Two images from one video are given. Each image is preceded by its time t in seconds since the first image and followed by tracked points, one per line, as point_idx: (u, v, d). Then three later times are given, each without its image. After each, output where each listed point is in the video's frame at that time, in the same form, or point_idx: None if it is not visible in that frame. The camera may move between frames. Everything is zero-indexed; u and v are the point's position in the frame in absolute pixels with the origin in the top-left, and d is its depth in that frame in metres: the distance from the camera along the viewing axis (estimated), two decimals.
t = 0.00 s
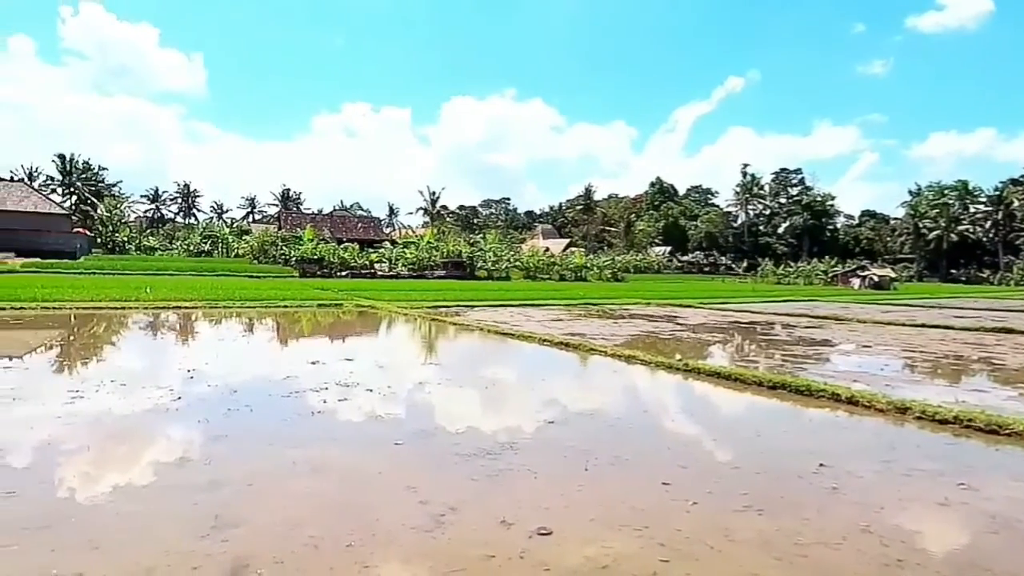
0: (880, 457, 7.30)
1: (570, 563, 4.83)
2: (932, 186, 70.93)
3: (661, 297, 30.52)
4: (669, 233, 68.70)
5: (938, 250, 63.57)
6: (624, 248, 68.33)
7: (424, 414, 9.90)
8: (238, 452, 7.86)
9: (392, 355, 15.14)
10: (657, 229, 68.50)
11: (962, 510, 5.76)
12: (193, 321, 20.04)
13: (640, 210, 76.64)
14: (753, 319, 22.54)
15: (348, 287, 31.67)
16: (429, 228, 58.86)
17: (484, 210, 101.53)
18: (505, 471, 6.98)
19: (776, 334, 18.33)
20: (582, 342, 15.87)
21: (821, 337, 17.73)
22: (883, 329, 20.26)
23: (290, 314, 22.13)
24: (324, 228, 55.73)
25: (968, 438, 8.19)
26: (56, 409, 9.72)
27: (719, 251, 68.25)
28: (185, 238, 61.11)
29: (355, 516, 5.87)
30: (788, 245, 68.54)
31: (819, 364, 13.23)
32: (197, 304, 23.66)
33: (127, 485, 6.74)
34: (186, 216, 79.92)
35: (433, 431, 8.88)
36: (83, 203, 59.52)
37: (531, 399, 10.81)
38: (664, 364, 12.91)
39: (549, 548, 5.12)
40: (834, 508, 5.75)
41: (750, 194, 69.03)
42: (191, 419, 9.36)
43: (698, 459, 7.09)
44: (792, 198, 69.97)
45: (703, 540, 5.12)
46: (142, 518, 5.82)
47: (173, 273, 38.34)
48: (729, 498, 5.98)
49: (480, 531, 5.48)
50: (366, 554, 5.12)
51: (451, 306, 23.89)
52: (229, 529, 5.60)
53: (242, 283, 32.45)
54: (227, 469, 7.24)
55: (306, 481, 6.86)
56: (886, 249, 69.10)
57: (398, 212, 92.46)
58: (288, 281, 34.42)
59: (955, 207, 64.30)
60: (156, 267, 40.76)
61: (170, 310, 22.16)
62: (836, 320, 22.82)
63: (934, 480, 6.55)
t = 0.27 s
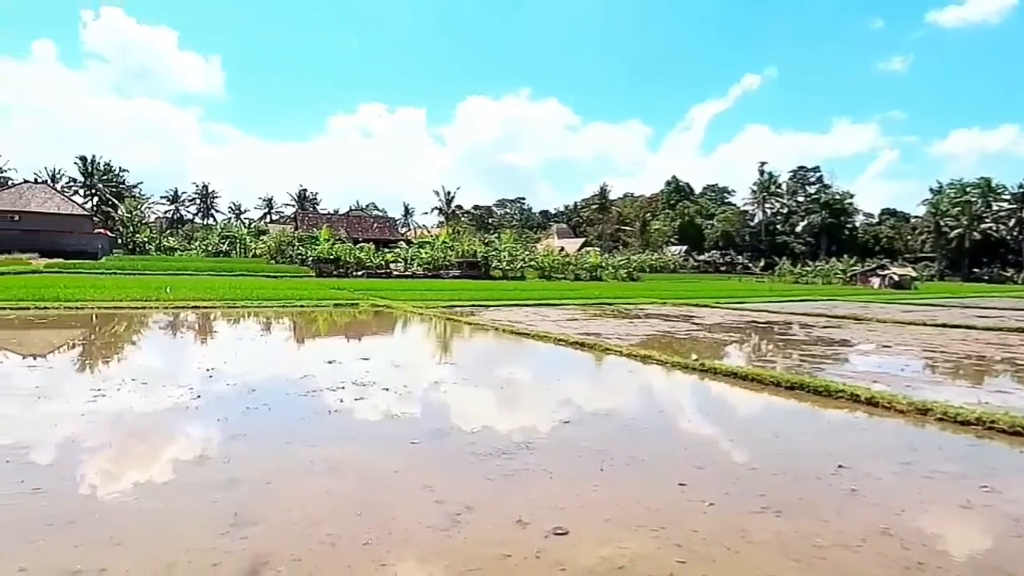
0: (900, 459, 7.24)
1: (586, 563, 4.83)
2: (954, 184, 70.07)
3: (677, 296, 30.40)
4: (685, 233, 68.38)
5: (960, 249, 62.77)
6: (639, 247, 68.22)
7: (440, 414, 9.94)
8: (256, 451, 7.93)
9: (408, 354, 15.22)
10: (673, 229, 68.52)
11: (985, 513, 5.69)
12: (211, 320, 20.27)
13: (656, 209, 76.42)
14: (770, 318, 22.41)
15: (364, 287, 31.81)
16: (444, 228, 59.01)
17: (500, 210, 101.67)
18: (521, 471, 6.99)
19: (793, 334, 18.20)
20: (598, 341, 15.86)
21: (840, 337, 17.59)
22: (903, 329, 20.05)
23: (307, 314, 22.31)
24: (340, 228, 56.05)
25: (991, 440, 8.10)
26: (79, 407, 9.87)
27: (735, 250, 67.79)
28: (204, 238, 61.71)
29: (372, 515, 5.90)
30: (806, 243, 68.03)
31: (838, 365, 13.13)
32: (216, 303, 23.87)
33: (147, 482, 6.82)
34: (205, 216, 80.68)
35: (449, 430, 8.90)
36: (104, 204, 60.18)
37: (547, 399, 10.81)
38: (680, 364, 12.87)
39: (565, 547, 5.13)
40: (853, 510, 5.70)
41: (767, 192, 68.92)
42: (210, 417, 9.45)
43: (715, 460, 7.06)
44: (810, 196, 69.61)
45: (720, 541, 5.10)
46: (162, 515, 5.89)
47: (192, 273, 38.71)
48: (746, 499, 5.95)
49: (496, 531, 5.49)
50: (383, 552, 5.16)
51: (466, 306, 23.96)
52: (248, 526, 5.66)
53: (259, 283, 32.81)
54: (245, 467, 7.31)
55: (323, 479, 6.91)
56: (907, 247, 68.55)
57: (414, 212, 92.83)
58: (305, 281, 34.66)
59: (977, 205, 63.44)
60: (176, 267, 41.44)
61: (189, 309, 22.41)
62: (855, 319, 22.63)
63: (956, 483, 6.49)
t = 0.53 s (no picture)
0: (927, 462, 7.16)
1: (606, 564, 4.83)
2: (982, 181, 68.95)
3: (697, 296, 30.22)
4: (704, 232, 67.89)
5: (988, 247, 61.72)
6: (659, 246, 67.98)
7: (460, 413, 9.97)
8: (279, 449, 8.01)
9: (427, 353, 15.29)
10: (693, 228, 68.22)
11: (1014, 518, 5.62)
12: (234, 319, 20.50)
13: (676, 208, 76.05)
14: (792, 318, 22.23)
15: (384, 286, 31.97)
16: (463, 228, 59.10)
17: (518, 209, 101.76)
18: (541, 470, 7.01)
19: (816, 334, 18.04)
20: (617, 341, 15.83)
21: (864, 337, 17.40)
22: (929, 329, 19.79)
23: (327, 313, 22.47)
24: (360, 228, 56.36)
25: (1020, 442, 7.98)
26: (105, 405, 10.03)
27: (756, 249, 66.79)
28: (227, 238, 62.36)
29: (394, 513, 5.94)
30: (829, 242, 67.22)
31: (862, 365, 13.00)
32: (238, 303, 24.13)
33: (172, 479, 6.93)
34: (228, 217, 81.46)
35: (469, 430, 8.93)
36: (130, 205, 60.96)
37: (566, 398, 10.82)
38: (700, 364, 12.80)
39: (585, 547, 5.13)
40: (878, 513, 5.66)
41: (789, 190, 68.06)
42: (233, 415, 9.56)
43: (736, 460, 7.03)
44: (833, 194, 69.14)
45: (741, 543, 5.08)
46: (187, 511, 5.97)
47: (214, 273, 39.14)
48: (769, 500, 5.92)
49: (516, 530, 5.51)
50: (404, 551, 5.19)
51: (485, 305, 23.99)
52: (271, 523, 5.72)
53: (280, 283, 33.08)
54: (268, 465, 7.39)
55: (345, 477, 6.96)
56: (933, 246, 67.85)
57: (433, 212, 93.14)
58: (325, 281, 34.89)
59: (1006, 203, 62.29)
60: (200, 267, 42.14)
61: (212, 309, 22.66)
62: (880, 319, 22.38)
63: (984, 486, 6.40)
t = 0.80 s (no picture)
0: (956, 464, 7.07)
1: (629, 564, 4.84)
2: (1013, 178, 67.64)
3: (719, 295, 30.01)
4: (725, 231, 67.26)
5: (1019, 245, 60.37)
6: (680, 245, 67.64)
7: (481, 412, 10.01)
8: (302, 447, 8.09)
9: (448, 353, 15.35)
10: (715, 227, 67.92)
11: None
12: (258, 319, 20.74)
13: (697, 206, 75.60)
14: (817, 318, 22.02)
15: (405, 286, 32.15)
16: (483, 228, 59.19)
17: (538, 208, 101.74)
18: (563, 470, 7.01)
19: (840, 333, 17.86)
20: (638, 341, 15.79)
21: (891, 337, 17.19)
22: (958, 329, 19.49)
23: (349, 313, 22.62)
24: (380, 228, 56.64)
25: None
26: (132, 402, 10.20)
27: (779, 247, 65.65)
28: (250, 239, 63.00)
29: (416, 512, 5.98)
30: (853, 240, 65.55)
31: (888, 365, 12.86)
32: (261, 303, 24.39)
33: (199, 475, 7.02)
34: (251, 218, 82.27)
35: (491, 429, 8.96)
36: (156, 206, 61.79)
37: (588, 398, 10.81)
38: (722, 364, 12.73)
39: (608, 547, 5.13)
40: (907, 516, 5.60)
41: (813, 188, 68.05)
42: (257, 414, 9.67)
43: (760, 462, 7.00)
44: (859, 191, 68.34)
45: (766, 545, 5.05)
46: (214, 508, 6.05)
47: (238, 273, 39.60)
48: (793, 502, 5.88)
49: (538, 530, 5.52)
50: (426, 549, 5.23)
51: (505, 305, 24.03)
52: (296, 520, 5.78)
53: (303, 282, 33.60)
54: (292, 462, 7.47)
55: (368, 475, 7.01)
56: (961, 244, 66.74)
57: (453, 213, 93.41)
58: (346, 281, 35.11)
59: None
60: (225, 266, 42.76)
61: (236, 309, 22.92)
62: (907, 319, 22.08)
63: (1016, 489, 6.31)
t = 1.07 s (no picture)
0: (996, 468, 6.94)
1: (657, 566, 4.82)
2: None
3: (748, 295, 29.69)
4: (755, 228, 67.03)
5: None
6: (707, 244, 67.09)
7: (508, 412, 10.03)
8: (331, 445, 8.18)
9: (474, 352, 15.40)
10: (743, 226, 67.38)
11: None
12: (286, 318, 20.97)
13: (725, 205, 74.91)
14: (849, 317, 21.71)
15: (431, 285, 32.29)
16: (508, 228, 59.23)
17: (563, 208, 101.59)
18: (590, 471, 7.00)
19: (873, 334, 17.58)
20: (664, 340, 15.70)
21: (926, 337, 16.90)
22: (996, 329, 19.08)
23: (375, 313, 22.76)
24: (406, 229, 56.93)
25: None
26: (166, 400, 10.40)
27: (809, 246, 65.33)
28: (278, 239, 63.67)
29: (444, 511, 6.01)
30: (886, 238, 63.94)
31: (923, 366, 12.65)
32: (290, 302, 24.69)
33: (229, 472, 7.14)
34: (280, 219, 83.13)
35: (519, 429, 8.97)
36: (188, 208, 62.75)
37: (615, 398, 10.77)
38: (751, 364, 12.62)
39: (635, 549, 5.12)
40: (943, 521, 5.51)
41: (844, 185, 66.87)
42: (287, 412, 9.78)
43: (792, 464, 6.93)
44: (892, 188, 67.04)
45: (798, 548, 5.01)
46: (246, 504, 6.15)
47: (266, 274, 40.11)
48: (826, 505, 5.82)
49: (565, 530, 5.52)
50: (454, 547, 5.26)
51: (530, 305, 24.02)
52: (326, 518, 5.85)
53: (331, 282, 34.00)
54: (321, 460, 7.55)
55: (397, 474, 7.07)
56: (1000, 242, 64.35)
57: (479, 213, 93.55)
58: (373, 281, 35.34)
59: None
60: (255, 267, 43.30)
61: (265, 309, 23.19)
62: (943, 319, 21.68)
63: None
